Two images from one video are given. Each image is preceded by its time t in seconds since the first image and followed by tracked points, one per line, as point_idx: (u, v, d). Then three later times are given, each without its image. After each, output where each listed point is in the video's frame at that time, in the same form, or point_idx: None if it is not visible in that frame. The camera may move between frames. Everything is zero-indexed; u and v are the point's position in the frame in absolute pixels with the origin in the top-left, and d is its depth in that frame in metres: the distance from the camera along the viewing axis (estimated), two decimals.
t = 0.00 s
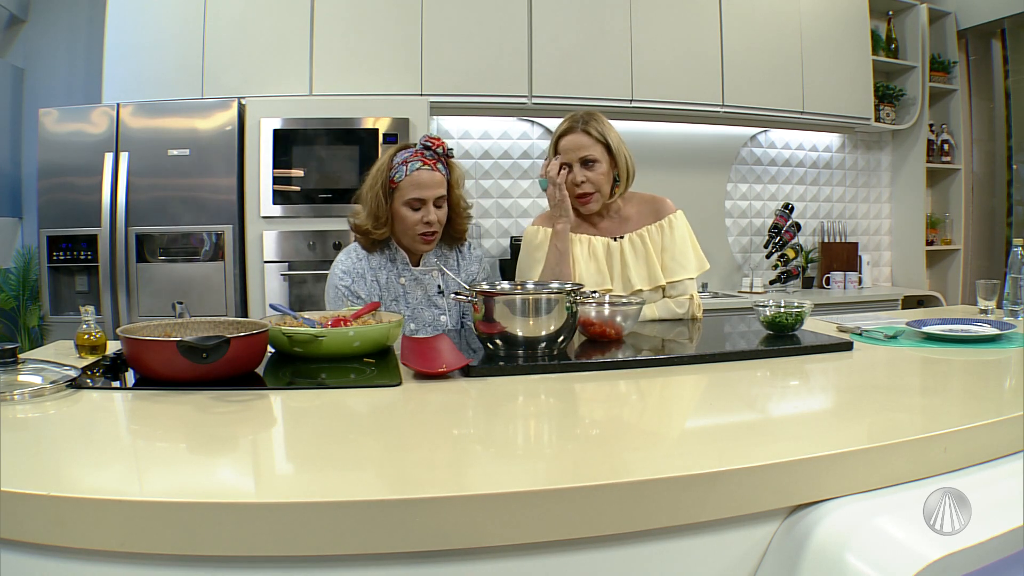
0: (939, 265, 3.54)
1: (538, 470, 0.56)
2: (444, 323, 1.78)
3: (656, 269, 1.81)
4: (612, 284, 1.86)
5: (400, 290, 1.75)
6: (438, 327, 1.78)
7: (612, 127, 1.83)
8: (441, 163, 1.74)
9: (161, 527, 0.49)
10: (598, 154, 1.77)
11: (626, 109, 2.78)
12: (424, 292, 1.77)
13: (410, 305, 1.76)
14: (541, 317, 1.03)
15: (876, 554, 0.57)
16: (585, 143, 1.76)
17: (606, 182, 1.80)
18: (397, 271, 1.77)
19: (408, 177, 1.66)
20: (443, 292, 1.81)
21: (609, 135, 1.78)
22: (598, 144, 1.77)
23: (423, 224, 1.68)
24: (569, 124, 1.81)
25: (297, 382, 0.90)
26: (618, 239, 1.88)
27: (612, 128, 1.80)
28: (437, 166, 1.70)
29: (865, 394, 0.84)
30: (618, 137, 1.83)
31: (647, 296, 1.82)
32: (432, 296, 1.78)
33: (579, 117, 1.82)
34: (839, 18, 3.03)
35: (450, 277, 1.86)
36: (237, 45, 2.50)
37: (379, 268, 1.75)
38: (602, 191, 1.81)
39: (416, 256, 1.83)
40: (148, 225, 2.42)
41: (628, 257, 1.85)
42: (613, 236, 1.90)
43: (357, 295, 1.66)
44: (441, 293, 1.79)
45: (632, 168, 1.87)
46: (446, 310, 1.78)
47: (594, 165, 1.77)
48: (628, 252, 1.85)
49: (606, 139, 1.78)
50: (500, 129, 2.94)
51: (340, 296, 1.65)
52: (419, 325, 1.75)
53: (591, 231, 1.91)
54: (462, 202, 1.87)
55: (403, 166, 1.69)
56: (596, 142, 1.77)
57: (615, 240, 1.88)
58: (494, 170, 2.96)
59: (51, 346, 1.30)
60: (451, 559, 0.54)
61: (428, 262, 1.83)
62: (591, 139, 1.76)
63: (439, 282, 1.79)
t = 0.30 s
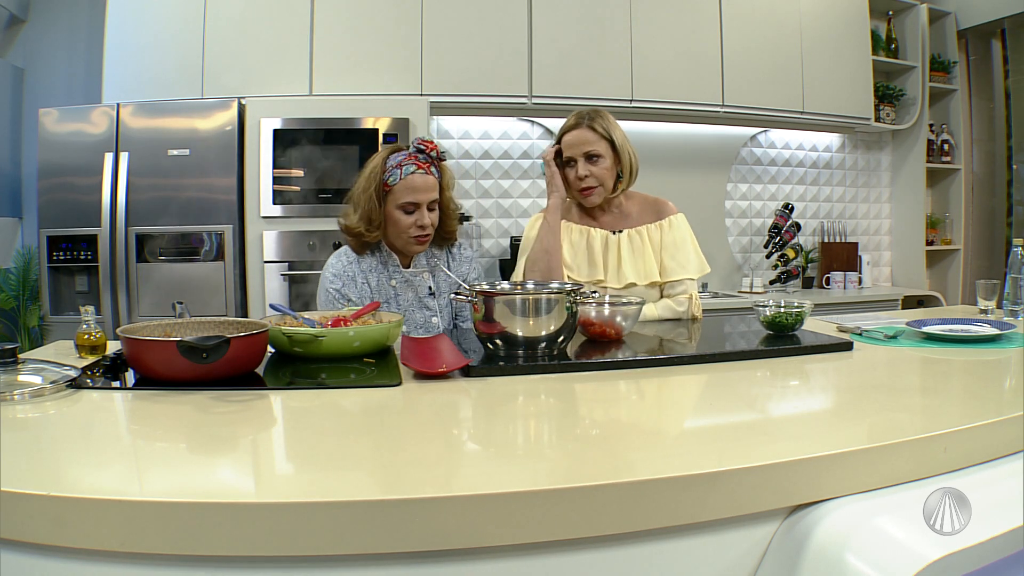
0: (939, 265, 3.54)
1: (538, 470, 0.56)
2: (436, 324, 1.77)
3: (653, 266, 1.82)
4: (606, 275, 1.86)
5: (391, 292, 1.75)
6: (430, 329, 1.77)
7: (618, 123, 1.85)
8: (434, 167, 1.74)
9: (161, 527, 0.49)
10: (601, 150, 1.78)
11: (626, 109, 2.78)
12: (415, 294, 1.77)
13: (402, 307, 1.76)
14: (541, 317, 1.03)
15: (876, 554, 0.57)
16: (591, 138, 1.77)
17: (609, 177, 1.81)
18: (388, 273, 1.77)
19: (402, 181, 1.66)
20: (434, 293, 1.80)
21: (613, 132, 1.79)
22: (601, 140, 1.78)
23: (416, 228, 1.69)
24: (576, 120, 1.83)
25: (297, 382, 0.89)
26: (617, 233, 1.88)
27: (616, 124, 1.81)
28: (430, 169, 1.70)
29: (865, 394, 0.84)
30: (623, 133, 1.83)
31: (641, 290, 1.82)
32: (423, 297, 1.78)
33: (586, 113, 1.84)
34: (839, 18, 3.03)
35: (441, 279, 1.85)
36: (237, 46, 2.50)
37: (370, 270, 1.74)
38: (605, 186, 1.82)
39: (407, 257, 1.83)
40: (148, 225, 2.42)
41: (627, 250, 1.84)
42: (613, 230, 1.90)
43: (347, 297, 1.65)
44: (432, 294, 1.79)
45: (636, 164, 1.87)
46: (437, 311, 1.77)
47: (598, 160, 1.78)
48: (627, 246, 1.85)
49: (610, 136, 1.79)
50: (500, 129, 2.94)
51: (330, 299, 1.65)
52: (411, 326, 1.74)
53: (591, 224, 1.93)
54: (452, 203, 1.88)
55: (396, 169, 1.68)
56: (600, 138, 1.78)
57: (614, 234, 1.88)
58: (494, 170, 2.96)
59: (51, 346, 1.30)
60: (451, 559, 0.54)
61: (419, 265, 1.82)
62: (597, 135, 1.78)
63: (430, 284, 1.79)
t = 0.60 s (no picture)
0: (939, 265, 3.54)
1: (538, 470, 0.56)
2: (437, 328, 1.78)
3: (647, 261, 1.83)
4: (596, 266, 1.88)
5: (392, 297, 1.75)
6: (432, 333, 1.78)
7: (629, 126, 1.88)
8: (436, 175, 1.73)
9: (160, 527, 0.49)
10: (614, 150, 1.80)
11: (626, 109, 2.78)
12: (416, 298, 1.77)
13: (403, 312, 1.76)
14: (541, 317, 1.03)
15: (876, 554, 0.57)
16: (608, 140, 1.78)
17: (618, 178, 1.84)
18: (388, 279, 1.77)
19: (407, 191, 1.65)
20: (434, 297, 1.82)
21: (626, 134, 1.81)
22: (615, 141, 1.80)
23: (419, 236, 1.69)
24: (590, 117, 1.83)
25: (297, 382, 0.90)
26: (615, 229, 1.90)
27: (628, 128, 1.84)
28: (434, 178, 1.69)
29: (865, 394, 0.84)
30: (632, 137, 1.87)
31: (632, 285, 1.83)
32: (424, 302, 1.79)
33: (600, 112, 1.84)
34: (838, 18, 3.03)
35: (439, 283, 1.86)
36: (237, 46, 2.50)
37: (372, 276, 1.74)
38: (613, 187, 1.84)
39: (407, 263, 1.83)
40: (148, 225, 2.42)
41: (621, 245, 1.86)
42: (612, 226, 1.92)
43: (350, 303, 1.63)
44: (433, 299, 1.80)
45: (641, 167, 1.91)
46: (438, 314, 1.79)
47: (611, 160, 1.80)
48: (622, 241, 1.86)
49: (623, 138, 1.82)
50: (500, 129, 2.94)
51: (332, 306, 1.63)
52: (412, 330, 1.74)
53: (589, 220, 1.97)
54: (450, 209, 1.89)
55: (400, 178, 1.66)
56: (614, 139, 1.79)
57: (610, 230, 1.90)
58: (495, 170, 2.96)
59: (51, 346, 1.30)
60: (452, 559, 0.54)
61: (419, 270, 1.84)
62: (613, 137, 1.79)
63: (430, 288, 1.80)
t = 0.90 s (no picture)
0: (939, 265, 3.54)
1: (538, 470, 0.56)
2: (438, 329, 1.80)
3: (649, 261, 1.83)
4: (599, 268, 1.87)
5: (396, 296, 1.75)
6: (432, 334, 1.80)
7: (636, 131, 1.81)
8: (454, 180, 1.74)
9: (161, 527, 0.49)
10: (607, 156, 1.78)
11: (626, 109, 2.78)
12: (420, 299, 1.78)
13: (406, 312, 1.76)
14: (541, 317, 1.03)
15: (876, 554, 0.57)
16: (598, 143, 1.76)
17: (609, 182, 1.82)
18: (394, 277, 1.77)
19: (427, 192, 1.65)
20: (438, 299, 1.82)
21: (625, 140, 1.77)
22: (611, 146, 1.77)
23: (433, 238, 1.69)
24: (595, 118, 1.81)
25: (297, 382, 0.89)
26: (616, 229, 1.90)
27: (631, 133, 1.78)
28: (452, 183, 1.70)
29: (865, 394, 0.84)
30: (637, 142, 1.81)
31: (633, 285, 1.83)
32: (428, 303, 1.79)
33: (606, 114, 1.80)
34: (838, 18, 3.03)
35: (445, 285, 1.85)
36: (236, 46, 2.50)
37: (379, 274, 1.74)
38: (604, 191, 1.84)
39: (412, 263, 1.83)
40: (148, 225, 2.42)
41: (622, 245, 1.85)
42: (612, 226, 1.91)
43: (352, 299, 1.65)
44: (436, 301, 1.80)
45: (647, 172, 1.85)
46: (440, 317, 1.79)
47: (601, 164, 1.79)
48: (623, 242, 1.86)
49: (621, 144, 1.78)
50: (500, 129, 2.94)
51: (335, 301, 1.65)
52: (413, 331, 1.76)
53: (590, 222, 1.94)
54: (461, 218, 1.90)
55: (421, 179, 1.67)
56: (609, 145, 1.76)
57: (611, 230, 1.89)
58: (494, 170, 2.96)
59: (51, 346, 1.30)
60: (451, 559, 0.54)
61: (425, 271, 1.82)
62: (606, 141, 1.76)
63: (435, 290, 1.80)
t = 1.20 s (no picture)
0: (939, 265, 3.54)
1: (538, 470, 0.56)
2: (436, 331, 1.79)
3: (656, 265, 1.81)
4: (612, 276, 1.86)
5: (395, 297, 1.75)
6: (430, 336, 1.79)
7: (630, 134, 1.78)
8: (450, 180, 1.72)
9: (160, 527, 0.49)
10: (601, 162, 1.77)
11: (626, 109, 2.78)
12: (419, 301, 1.77)
13: (404, 313, 1.76)
14: (541, 317, 1.03)
15: (876, 554, 0.57)
16: (590, 150, 1.76)
17: (605, 188, 1.82)
18: (393, 279, 1.76)
19: (423, 192, 1.65)
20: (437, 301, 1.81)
21: (618, 146, 1.74)
22: (603, 152, 1.76)
23: (430, 239, 1.69)
24: (587, 122, 1.79)
25: (297, 382, 0.89)
26: (621, 234, 1.88)
27: (624, 137, 1.75)
28: (449, 183, 1.69)
29: (865, 394, 0.84)
30: (632, 144, 1.77)
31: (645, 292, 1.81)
32: (426, 305, 1.78)
33: (598, 119, 1.78)
34: (838, 18, 3.03)
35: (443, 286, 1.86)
36: (236, 46, 2.50)
37: (377, 275, 1.74)
38: (600, 196, 1.84)
39: (411, 265, 1.82)
40: (148, 225, 2.42)
41: (631, 251, 1.84)
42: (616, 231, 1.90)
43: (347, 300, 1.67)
44: (435, 303, 1.79)
45: (646, 173, 1.81)
46: (438, 320, 1.78)
47: (594, 171, 1.79)
48: (631, 247, 1.84)
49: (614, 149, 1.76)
50: (500, 129, 2.94)
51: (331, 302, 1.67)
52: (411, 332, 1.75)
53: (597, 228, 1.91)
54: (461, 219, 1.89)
55: (418, 179, 1.66)
56: (601, 151, 1.75)
57: (618, 235, 1.88)
58: (495, 170, 2.96)
59: (51, 346, 1.30)
60: (451, 559, 0.54)
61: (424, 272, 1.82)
62: (598, 147, 1.75)
63: (433, 292, 1.79)
